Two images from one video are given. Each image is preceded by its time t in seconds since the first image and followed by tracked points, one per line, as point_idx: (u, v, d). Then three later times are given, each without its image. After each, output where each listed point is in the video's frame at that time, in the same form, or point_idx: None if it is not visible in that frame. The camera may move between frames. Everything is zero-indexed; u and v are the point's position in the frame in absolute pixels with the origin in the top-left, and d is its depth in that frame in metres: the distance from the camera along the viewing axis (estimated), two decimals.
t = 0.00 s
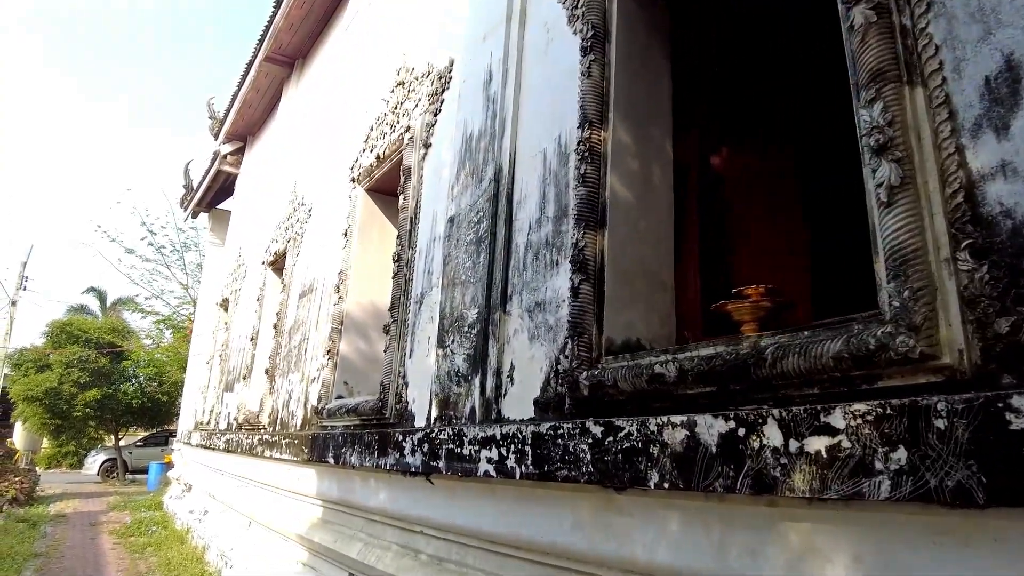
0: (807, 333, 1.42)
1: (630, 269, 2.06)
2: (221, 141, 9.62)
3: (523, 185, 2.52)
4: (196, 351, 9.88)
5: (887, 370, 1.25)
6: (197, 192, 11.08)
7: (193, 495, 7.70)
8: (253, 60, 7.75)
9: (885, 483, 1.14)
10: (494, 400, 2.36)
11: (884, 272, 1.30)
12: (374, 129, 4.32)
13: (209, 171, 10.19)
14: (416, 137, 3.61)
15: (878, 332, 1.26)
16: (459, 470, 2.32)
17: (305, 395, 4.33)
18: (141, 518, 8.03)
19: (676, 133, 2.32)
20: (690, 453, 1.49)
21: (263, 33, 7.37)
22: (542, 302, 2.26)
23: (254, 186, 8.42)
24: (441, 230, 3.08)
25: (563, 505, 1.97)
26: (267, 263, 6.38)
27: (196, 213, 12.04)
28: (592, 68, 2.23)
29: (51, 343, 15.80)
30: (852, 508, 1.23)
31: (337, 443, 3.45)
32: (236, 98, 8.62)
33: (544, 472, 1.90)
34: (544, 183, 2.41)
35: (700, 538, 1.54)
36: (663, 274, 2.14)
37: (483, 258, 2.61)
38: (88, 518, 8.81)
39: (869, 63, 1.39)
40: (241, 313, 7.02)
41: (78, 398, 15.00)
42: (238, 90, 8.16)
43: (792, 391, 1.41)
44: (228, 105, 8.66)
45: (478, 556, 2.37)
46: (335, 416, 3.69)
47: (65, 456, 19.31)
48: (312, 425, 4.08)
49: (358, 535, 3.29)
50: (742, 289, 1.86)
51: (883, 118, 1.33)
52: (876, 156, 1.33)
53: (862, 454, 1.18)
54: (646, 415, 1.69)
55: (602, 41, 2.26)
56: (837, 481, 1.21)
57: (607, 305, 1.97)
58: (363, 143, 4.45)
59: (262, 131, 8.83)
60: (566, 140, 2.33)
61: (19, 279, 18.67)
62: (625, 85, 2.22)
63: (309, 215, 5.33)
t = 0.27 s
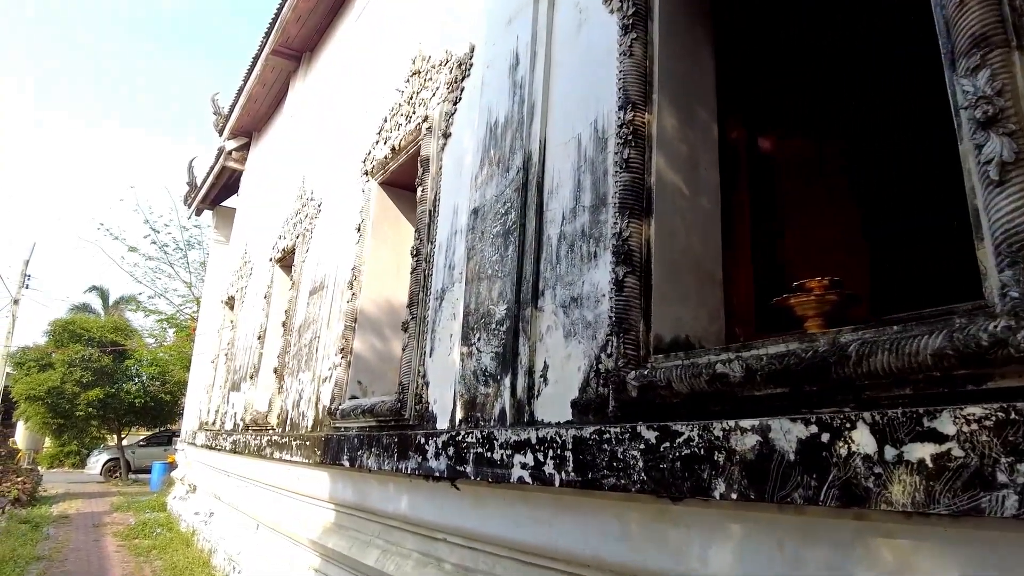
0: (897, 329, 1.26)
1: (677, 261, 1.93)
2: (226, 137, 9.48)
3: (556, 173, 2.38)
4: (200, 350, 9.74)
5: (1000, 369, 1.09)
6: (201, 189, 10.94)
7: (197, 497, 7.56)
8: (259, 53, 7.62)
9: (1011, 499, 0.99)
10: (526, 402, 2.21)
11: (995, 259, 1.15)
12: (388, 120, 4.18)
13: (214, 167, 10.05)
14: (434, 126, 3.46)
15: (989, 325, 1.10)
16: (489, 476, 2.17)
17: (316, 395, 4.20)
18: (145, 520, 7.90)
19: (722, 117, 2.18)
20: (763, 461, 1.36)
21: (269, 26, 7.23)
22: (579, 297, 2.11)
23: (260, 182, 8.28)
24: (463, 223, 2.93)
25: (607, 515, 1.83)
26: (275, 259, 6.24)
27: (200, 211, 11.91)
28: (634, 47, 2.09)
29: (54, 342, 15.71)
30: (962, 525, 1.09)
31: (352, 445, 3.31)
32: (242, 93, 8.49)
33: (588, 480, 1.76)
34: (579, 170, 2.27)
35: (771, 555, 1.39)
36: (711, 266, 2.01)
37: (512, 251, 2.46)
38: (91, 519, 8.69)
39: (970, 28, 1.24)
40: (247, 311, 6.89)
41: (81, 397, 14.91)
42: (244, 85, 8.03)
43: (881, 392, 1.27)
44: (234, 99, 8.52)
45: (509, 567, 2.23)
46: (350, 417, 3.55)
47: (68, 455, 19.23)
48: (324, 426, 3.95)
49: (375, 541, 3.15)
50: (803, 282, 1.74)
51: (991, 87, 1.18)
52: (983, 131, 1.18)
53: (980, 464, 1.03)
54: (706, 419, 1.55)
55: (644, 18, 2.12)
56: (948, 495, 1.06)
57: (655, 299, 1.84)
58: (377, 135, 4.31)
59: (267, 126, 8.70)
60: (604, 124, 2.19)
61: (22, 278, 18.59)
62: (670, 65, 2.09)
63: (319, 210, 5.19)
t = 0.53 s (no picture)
0: (998, 311, 1.12)
1: (725, 245, 1.81)
2: (228, 129, 9.32)
3: (586, 153, 2.23)
4: (202, 346, 9.60)
5: None
6: (202, 183, 10.79)
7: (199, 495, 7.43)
8: (262, 43, 7.47)
9: None
10: (556, 395, 2.07)
11: None
12: (398, 106, 4.04)
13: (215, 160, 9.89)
14: (449, 110, 3.32)
15: None
16: (517, 475, 2.03)
17: (325, 391, 4.06)
18: (146, 518, 7.78)
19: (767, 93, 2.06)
20: (839, 459, 1.22)
21: (273, 15, 7.09)
22: (614, 284, 1.97)
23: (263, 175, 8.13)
24: (482, 209, 2.79)
25: (650, 516, 1.69)
26: (279, 253, 6.10)
27: (201, 205, 11.76)
28: (675, 16, 1.97)
29: (53, 338, 15.58)
30: None
31: (364, 442, 3.18)
32: (244, 85, 8.34)
33: (632, 479, 1.62)
34: (613, 149, 2.13)
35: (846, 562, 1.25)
36: (759, 250, 1.88)
37: (538, 236, 2.32)
38: (91, 518, 8.56)
39: None
40: (251, 306, 6.74)
41: (80, 394, 14.79)
42: (246, 76, 7.88)
43: (980, 381, 1.12)
44: (236, 91, 8.36)
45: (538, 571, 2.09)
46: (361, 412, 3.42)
47: (67, 452, 19.11)
48: (333, 422, 3.82)
49: (389, 543, 3.01)
50: (867, 264, 1.60)
51: None
52: None
53: None
54: (767, 413, 1.43)
55: None
56: None
57: (704, 284, 1.71)
58: (386, 122, 4.17)
59: (270, 119, 8.55)
60: (641, 99, 2.06)
61: (21, 273, 18.46)
62: (714, 36, 1.96)
63: (325, 201, 5.05)
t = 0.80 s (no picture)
0: None
1: (777, 223, 1.68)
2: (229, 122, 9.16)
3: (618, 129, 2.10)
4: (204, 342, 9.47)
5: None
6: (203, 178, 10.65)
7: (202, 493, 7.31)
8: (264, 34, 7.32)
9: None
10: (589, 388, 1.93)
11: None
12: (408, 91, 3.90)
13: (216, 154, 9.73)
14: (464, 92, 3.17)
15: None
16: (548, 473, 1.89)
17: (333, 386, 3.93)
18: (147, 517, 7.65)
19: (814, 63, 1.94)
20: (933, 453, 1.08)
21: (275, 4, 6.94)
22: (653, 267, 1.84)
23: (266, 168, 7.99)
24: (502, 193, 2.65)
25: (699, 517, 1.56)
26: (284, 246, 5.96)
27: (201, 200, 11.60)
28: None
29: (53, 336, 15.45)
30: None
31: (376, 438, 3.04)
32: (246, 77, 8.19)
33: (682, 478, 1.50)
34: (648, 124, 2.00)
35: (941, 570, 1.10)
36: (810, 230, 1.76)
37: (566, 219, 2.17)
38: (92, 517, 8.43)
39: None
40: (254, 300, 6.61)
41: (80, 391, 14.67)
42: (249, 67, 7.74)
43: None
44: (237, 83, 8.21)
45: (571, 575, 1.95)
46: (372, 408, 3.28)
47: (68, 451, 19.00)
48: (342, 419, 3.68)
49: (404, 544, 2.87)
50: (938, 241, 1.46)
51: None
52: None
53: None
54: (840, 403, 1.29)
55: None
56: None
57: (757, 265, 1.58)
58: (395, 108, 4.02)
59: (272, 111, 8.41)
60: (680, 69, 1.92)
61: (20, 270, 18.30)
62: None
63: (332, 191, 4.92)
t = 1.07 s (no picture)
0: None
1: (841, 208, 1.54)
2: (232, 118, 9.02)
3: (658, 111, 1.96)
4: (207, 341, 9.33)
5: None
6: (205, 175, 10.51)
7: (206, 495, 7.17)
8: (268, 27, 7.19)
9: None
10: (629, 387, 1.79)
11: None
12: (420, 80, 3.76)
13: (219, 151, 9.59)
14: (482, 77, 3.03)
15: None
16: (587, 480, 1.75)
17: (343, 386, 3.79)
18: (150, 519, 7.51)
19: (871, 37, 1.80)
20: None
21: None
22: (701, 258, 1.70)
23: (270, 164, 7.85)
24: (526, 183, 2.50)
25: (760, 531, 1.41)
26: (289, 243, 5.82)
27: (203, 198, 11.47)
28: None
29: (54, 335, 15.32)
30: None
31: (391, 440, 2.90)
32: (249, 71, 8.05)
33: (745, 486, 1.37)
34: (692, 105, 1.86)
35: None
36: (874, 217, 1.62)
37: (600, 207, 2.03)
38: (94, 519, 8.30)
39: None
40: (259, 298, 6.47)
41: (81, 391, 14.54)
42: (252, 61, 7.60)
43: None
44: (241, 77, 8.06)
45: None
46: (385, 408, 3.14)
47: (69, 451, 18.87)
48: (353, 420, 3.54)
49: (421, 552, 2.73)
50: None
51: None
52: None
53: None
54: (932, 404, 1.14)
55: None
56: None
57: (824, 253, 1.44)
58: (407, 98, 3.88)
59: (276, 106, 8.27)
60: (728, 45, 1.79)
61: (21, 270, 18.18)
62: None
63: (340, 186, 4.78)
